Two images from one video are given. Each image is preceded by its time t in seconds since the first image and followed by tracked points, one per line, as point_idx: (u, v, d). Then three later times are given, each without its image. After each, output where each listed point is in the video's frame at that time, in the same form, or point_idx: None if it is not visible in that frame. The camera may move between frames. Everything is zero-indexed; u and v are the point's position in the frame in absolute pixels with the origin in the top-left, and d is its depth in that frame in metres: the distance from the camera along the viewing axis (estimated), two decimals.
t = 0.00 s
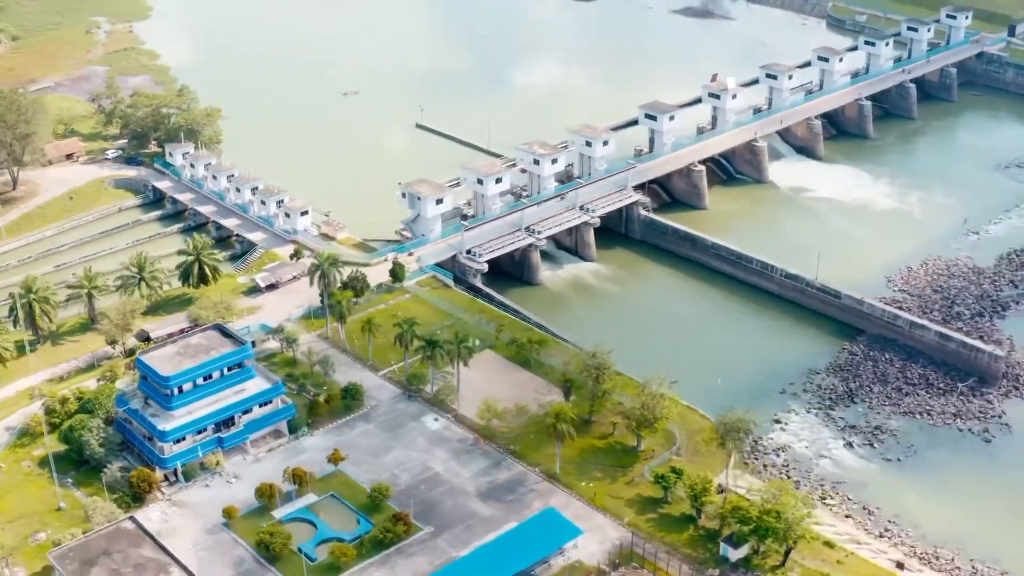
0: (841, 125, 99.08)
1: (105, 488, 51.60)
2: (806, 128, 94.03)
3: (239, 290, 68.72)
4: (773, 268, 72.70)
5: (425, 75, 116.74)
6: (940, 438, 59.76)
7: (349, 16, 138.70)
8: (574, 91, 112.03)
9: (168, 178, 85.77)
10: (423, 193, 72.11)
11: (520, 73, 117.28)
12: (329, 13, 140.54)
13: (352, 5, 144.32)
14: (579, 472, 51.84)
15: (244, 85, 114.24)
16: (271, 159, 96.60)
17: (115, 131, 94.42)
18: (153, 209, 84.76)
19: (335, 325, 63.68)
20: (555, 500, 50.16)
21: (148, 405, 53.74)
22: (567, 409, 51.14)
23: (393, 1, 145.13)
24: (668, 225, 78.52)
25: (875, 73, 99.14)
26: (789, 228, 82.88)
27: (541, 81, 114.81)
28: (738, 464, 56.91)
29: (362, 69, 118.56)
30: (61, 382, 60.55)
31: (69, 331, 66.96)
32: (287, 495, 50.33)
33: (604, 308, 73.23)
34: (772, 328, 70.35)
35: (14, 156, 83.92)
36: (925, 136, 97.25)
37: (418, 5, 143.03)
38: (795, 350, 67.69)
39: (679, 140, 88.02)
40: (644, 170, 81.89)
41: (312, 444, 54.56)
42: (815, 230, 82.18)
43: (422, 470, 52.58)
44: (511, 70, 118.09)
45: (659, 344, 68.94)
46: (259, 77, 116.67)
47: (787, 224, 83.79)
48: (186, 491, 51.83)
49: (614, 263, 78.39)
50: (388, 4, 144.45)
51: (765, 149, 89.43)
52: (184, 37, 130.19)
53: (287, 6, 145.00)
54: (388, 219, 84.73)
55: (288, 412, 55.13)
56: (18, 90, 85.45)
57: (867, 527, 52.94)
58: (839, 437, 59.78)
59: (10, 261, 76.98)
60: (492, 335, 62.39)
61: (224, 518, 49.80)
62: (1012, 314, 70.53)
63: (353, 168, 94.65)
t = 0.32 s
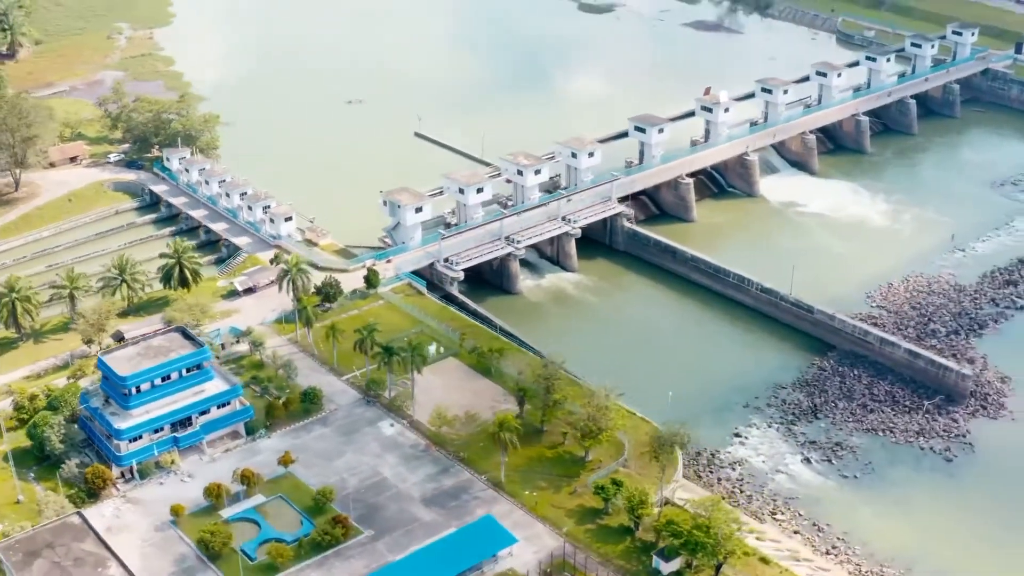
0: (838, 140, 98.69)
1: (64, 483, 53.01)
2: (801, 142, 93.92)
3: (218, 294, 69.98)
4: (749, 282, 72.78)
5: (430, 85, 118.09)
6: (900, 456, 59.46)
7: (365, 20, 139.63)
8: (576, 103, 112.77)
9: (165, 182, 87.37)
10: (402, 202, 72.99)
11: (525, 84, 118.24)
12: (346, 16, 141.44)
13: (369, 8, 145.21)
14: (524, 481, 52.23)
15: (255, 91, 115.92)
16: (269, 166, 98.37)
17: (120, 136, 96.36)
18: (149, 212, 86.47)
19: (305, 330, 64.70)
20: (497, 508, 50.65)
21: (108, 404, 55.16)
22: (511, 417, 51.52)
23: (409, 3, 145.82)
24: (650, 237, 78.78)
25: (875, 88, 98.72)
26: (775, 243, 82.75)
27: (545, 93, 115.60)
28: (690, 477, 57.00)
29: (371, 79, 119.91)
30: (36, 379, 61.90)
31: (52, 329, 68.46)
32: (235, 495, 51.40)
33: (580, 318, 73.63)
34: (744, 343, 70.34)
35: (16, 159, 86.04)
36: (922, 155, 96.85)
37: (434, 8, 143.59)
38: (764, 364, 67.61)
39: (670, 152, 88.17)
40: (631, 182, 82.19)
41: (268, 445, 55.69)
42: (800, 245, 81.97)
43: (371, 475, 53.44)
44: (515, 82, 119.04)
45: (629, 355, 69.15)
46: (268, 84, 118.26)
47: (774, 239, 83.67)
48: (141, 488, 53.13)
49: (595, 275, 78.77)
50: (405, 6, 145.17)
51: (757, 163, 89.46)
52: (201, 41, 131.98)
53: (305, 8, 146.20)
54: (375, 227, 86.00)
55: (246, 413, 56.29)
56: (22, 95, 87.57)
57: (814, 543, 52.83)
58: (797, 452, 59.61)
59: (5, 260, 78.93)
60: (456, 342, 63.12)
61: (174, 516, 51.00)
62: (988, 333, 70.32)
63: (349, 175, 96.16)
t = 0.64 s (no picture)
0: (835, 154, 97.98)
1: (24, 478, 54.32)
2: (796, 156, 93.41)
3: (197, 298, 71.14)
4: (725, 295, 72.62)
5: (432, 94, 119.56)
6: (860, 474, 58.99)
7: (381, 28, 140.39)
8: (576, 114, 113.33)
9: (160, 186, 88.82)
10: (382, 209, 73.57)
11: (528, 96, 119.04)
12: (362, 23, 142.56)
13: (384, 15, 146.26)
14: (471, 489, 52.45)
15: (264, 98, 117.40)
16: (266, 171, 99.87)
17: (123, 139, 98.00)
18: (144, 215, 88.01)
19: (276, 335, 65.66)
20: (440, 516, 51.06)
21: (71, 403, 56.52)
22: (457, 426, 51.85)
23: (425, 10, 146.87)
24: (632, 248, 78.85)
25: (874, 103, 98.68)
26: (760, 258, 82.45)
27: (547, 104, 116.31)
28: (644, 490, 56.88)
29: (378, 87, 121.00)
30: (12, 376, 63.07)
31: (35, 328, 69.64)
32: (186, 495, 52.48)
33: (555, 328, 73.86)
34: (716, 356, 70.18)
35: (18, 161, 87.79)
36: (919, 172, 96.13)
37: (450, 15, 144.48)
38: (734, 379, 67.40)
39: (660, 164, 88.13)
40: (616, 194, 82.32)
41: (225, 448, 56.73)
42: (785, 261, 81.63)
43: (323, 479, 54.16)
44: (518, 93, 119.89)
45: (600, 367, 69.22)
46: (276, 90, 119.69)
47: (760, 253, 83.37)
48: (98, 486, 54.37)
49: (575, 285, 78.95)
50: (420, 13, 146.10)
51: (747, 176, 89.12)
52: (215, 46, 133.80)
53: (321, 16, 147.64)
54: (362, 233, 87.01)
55: (204, 415, 57.45)
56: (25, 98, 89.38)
57: (761, 561, 52.64)
58: (756, 467, 59.27)
59: None
60: (422, 350, 63.72)
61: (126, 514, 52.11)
62: (964, 352, 69.94)
63: (342, 182, 97.51)
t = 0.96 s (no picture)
0: (830, 167, 97.52)
1: None
2: (788, 169, 92.88)
3: (174, 299, 72.07)
4: (698, 308, 72.31)
5: (434, 102, 120.07)
6: (815, 492, 58.33)
7: (392, 35, 141.15)
8: (576, 123, 113.41)
9: (153, 188, 90.02)
10: (359, 216, 73.99)
11: (529, 104, 119.29)
12: (374, 30, 143.34)
13: (399, 21, 147.09)
14: (414, 497, 52.68)
15: (270, 102, 118.58)
16: (261, 176, 100.99)
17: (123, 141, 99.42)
18: (136, 217, 88.83)
19: (244, 338, 66.41)
20: (381, 522, 51.41)
21: (32, 400, 57.72)
22: (400, 434, 52.18)
23: (436, 19, 147.49)
24: (611, 259, 78.76)
25: (874, 116, 98.43)
26: (742, 272, 82.00)
27: (547, 113, 116.55)
28: (594, 502, 56.62)
29: (381, 94, 121.73)
30: None
31: (15, 325, 70.70)
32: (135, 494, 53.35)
33: (528, 338, 73.84)
34: (685, 370, 69.84)
35: (16, 161, 89.35)
36: (913, 189, 95.25)
37: (462, 23, 145.13)
38: (700, 392, 67.02)
39: (647, 174, 87.84)
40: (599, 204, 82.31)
41: (181, 448, 57.61)
42: (766, 276, 81.13)
43: (272, 482, 54.80)
44: (520, 102, 120.18)
45: (567, 378, 69.04)
46: (281, 95, 120.77)
47: (742, 267, 82.85)
48: (53, 482, 55.41)
49: (553, 294, 78.94)
50: (431, 21, 146.78)
51: (736, 188, 88.66)
52: (226, 51, 135.24)
53: (334, 21, 148.56)
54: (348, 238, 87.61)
55: (162, 415, 58.37)
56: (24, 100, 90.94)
57: None
58: (711, 483, 58.76)
59: None
60: (384, 356, 64.11)
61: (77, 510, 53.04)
62: (938, 370, 69.14)
63: (335, 188, 98.47)
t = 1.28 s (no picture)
0: (822, 179, 96.91)
1: None
2: (776, 181, 92.25)
3: (147, 299, 72.89)
4: (667, 319, 71.98)
5: (434, 107, 120.50)
6: (766, 509, 57.53)
7: (401, 41, 141.90)
8: (573, 131, 113.25)
9: (143, 188, 91.07)
10: (334, 220, 74.45)
11: (528, 111, 119.31)
12: (383, 36, 144.15)
13: (409, 27, 147.74)
14: (353, 502, 52.94)
15: (274, 105, 119.65)
16: (255, 178, 101.89)
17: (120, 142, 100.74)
18: (124, 216, 89.80)
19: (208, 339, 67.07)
20: (318, 526, 51.72)
21: None
22: (338, 439, 52.51)
23: (446, 25, 148.04)
24: (586, 268, 78.64)
25: (869, 128, 97.62)
26: (720, 285, 81.45)
27: (547, 120, 116.55)
28: (540, 512, 56.35)
29: (382, 99, 122.39)
30: None
31: None
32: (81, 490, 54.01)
33: (498, 345, 73.77)
34: (651, 381, 69.43)
35: (10, 159, 90.75)
36: (905, 204, 94.21)
37: (471, 30, 145.58)
38: (662, 404, 66.58)
39: (631, 184, 87.55)
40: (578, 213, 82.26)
41: (135, 446, 58.30)
42: (744, 289, 80.54)
43: (218, 482, 55.34)
44: (520, 108, 120.25)
45: (530, 386, 68.83)
46: (284, 98, 121.78)
47: (721, 279, 82.26)
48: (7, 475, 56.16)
49: (527, 302, 78.90)
50: (440, 27, 147.33)
51: (720, 200, 88.14)
52: (235, 55, 136.63)
53: (345, 27, 149.49)
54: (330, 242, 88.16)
55: (116, 413, 59.05)
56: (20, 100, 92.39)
57: None
58: (661, 496, 58.23)
59: None
60: (344, 361, 64.46)
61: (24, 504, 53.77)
62: (908, 388, 68.12)
63: (326, 190, 99.10)
